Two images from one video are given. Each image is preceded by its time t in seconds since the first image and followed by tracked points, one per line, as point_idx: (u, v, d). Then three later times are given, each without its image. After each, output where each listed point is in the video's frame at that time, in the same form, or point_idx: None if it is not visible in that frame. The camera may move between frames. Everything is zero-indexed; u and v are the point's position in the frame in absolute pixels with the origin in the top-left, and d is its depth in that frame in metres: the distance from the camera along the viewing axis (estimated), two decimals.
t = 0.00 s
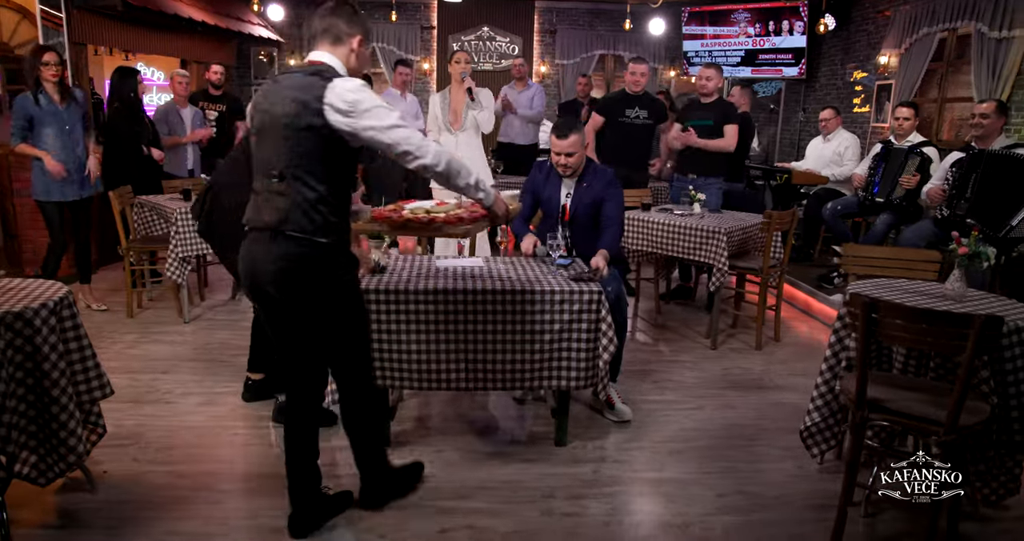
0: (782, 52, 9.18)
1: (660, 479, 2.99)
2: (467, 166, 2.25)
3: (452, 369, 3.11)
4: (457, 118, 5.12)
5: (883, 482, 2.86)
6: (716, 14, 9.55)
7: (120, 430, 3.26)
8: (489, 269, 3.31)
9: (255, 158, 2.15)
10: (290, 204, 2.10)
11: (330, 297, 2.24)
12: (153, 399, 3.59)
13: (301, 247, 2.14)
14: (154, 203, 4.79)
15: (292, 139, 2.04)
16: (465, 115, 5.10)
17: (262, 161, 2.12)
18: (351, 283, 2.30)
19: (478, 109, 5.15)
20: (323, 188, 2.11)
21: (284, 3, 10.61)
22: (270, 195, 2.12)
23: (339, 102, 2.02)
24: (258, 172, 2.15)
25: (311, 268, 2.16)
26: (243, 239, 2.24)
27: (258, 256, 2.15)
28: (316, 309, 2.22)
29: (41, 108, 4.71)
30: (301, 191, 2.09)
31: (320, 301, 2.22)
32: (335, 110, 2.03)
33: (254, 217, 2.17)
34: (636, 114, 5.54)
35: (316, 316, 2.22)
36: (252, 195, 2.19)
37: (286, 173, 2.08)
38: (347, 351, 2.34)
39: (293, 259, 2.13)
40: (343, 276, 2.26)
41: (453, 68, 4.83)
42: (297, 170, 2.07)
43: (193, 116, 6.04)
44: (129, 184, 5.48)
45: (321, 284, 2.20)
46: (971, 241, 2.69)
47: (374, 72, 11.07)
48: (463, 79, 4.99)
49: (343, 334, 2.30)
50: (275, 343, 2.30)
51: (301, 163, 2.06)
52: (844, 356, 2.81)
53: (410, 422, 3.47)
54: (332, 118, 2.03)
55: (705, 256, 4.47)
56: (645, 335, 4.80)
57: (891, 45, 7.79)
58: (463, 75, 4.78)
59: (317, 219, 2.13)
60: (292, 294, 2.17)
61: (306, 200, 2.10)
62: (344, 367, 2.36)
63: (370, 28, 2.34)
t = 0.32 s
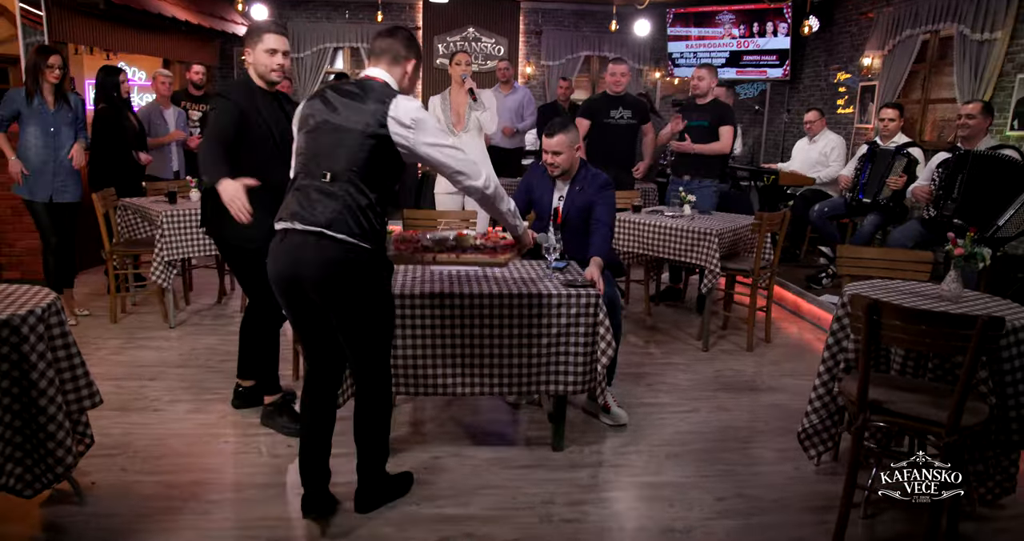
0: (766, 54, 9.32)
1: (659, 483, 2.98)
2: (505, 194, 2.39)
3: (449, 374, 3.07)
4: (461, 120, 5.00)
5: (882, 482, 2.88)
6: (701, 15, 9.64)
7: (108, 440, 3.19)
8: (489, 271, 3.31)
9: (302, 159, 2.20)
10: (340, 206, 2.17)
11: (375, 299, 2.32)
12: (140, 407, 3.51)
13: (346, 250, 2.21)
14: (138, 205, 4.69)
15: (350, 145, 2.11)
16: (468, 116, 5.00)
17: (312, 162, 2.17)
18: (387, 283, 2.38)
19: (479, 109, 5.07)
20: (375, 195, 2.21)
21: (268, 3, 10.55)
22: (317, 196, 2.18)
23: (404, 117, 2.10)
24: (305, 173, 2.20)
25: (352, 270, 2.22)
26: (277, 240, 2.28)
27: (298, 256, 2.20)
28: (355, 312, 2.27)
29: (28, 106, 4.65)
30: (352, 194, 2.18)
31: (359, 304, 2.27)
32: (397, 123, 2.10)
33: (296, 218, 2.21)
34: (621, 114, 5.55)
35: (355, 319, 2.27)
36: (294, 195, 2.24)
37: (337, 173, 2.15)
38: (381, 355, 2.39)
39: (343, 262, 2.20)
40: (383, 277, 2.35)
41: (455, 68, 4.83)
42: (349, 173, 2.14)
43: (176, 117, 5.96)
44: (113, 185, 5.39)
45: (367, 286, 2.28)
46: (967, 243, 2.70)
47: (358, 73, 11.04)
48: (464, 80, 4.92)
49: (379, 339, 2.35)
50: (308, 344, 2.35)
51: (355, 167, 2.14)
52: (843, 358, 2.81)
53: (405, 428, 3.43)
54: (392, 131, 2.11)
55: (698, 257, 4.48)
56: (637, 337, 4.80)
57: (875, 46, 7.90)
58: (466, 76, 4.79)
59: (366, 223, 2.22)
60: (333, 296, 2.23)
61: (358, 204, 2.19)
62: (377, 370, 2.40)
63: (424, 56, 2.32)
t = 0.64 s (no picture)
0: (746, 72, 9.53)
1: (655, 503, 2.95)
2: (514, 228, 2.48)
3: (442, 394, 3.02)
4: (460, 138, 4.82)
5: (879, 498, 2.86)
6: (681, 34, 9.78)
7: (88, 467, 3.09)
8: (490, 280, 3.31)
9: (326, 170, 2.22)
10: (361, 218, 2.17)
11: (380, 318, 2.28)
12: (122, 432, 3.42)
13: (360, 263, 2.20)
14: (117, 225, 4.61)
15: (379, 159, 2.16)
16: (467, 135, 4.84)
17: (336, 173, 2.19)
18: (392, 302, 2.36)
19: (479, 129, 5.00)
20: (396, 210, 2.23)
21: (249, 20, 10.52)
22: (337, 205, 2.18)
23: (430, 140, 2.20)
24: (326, 183, 2.21)
25: (360, 284, 2.19)
26: (285, 247, 2.24)
27: (308, 265, 2.16)
28: (356, 328, 2.24)
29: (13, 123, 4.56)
30: (374, 207, 2.19)
31: (361, 320, 2.23)
32: (423, 146, 2.20)
33: (312, 225, 2.19)
34: (591, 131, 5.57)
35: (355, 336, 2.24)
36: (311, 204, 2.22)
37: (361, 186, 2.17)
38: (379, 373, 2.35)
39: (355, 275, 2.17)
40: (390, 295, 2.33)
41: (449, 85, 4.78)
42: (372, 186, 2.17)
43: (156, 135, 5.94)
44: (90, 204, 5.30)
45: (374, 304, 2.25)
46: (957, 259, 2.73)
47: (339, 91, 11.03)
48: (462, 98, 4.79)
49: (379, 356, 2.31)
50: (299, 361, 2.28)
51: (380, 183, 2.18)
52: (837, 374, 2.82)
53: (396, 450, 3.37)
54: (417, 152, 2.19)
55: (686, 274, 4.49)
56: (624, 355, 4.78)
57: (852, 65, 8.08)
58: (461, 92, 4.75)
59: (385, 237, 2.23)
60: (336, 309, 2.20)
61: (379, 218, 2.20)
62: (376, 389, 2.35)
63: (444, 95, 2.41)
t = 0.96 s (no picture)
0: (728, 88, 9.66)
1: (654, 520, 2.92)
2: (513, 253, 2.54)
3: (438, 412, 2.97)
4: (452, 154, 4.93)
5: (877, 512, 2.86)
6: (664, 51, 9.88)
7: (71, 491, 3.00)
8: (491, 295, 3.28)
9: (339, 184, 2.18)
10: (376, 232, 2.14)
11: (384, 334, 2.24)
12: (105, 454, 3.32)
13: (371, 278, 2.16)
14: (100, 241, 4.52)
15: (396, 174, 2.16)
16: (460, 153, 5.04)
17: (349, 187, 2.16)
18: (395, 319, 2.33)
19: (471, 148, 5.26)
20: (412, 226, 2.21)
21: (232, 35, 10.46)
22: (350, 218, 2.14)
23: (444, 163, 2.25)
24: (339, 196, 2.17)
25: (368, 301, 2.15)
26: (292, 261, 2.19)
27: (320, 278, 2.12)
28: (360, 345, 2.19)
29: None
30: (388, 223, 2.16)
31: (365, 339, 2.19)
32: (438, 167, 2.24)
33: (325, 237, 2.14)
34: (566, 148, 5.57)
35: (360, 352, 2.20)
36: (323, 217, 2.18)
37: (376, 200, 2.15)
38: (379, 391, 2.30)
39: (365, 290, 2.13)
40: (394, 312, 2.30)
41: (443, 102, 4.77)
42: (386, 201, 2.15)
43: (140, 150, 5.86)
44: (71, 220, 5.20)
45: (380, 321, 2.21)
46: (951, 273, 2.75)
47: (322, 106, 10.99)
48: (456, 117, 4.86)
49: (380, 374, 2.27)
50: (299, 379, 2.23)
51: (395, 200, 2.16)
52: (835, 390, 2.82)
53: (389, 470, 3.31)
54: (431, 173, 2.23)
55: (676, 289, 4.49)
56: (614, 370, 4.76)
57: (833, 82, 8.23)
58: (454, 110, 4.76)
59: (397, 252, 2.20)
60: (340, 327, 2.15)
61: (394, 233, 2.17)
62: (375, 408, 2.30)
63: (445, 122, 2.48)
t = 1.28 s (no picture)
0: (715, 93, 9.71)
1: (655, 526, 2.90)
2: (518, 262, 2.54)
3: (439, 418, 2.94)
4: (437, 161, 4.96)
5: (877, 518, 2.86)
6: (652, 55, 9.93)
7: (61, 501, 2.93)
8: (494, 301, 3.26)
9: (350, 188, 2.15)
10: (390, 236, 2.12)
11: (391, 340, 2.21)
12: (95, 464, 3.25)
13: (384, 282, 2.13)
14: (88, 247, 4.43)
15: (409, 179, 2.14)
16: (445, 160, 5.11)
17: (363, 191, 2.13)
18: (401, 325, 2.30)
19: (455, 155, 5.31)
20: (425, 232, 2.20)
21: (218, 38, 10.37)
22: (363, 223, 2.11)
23: (455, 170, 2.24)
24: (351, 200, 2.14)
25: (380, 306, 2.11)
26: (301, 265, 2.15)
27: (333, 281, 2.08)
28: (369, 350, 2.16)
29: None
30: (401, 228, 2.14)
31: (373, 345, 2.15)
32: (450, 174, 2.23)
33: (338, 240, 2.11)
34: (554, 151, 5.56)
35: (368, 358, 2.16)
36: (335, 220, 2.15)
37: (390, 205, 2.12)
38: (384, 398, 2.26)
39: (376, 294, 2.10)
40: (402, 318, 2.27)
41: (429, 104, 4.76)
42: (399, 206, 2.13)
43: (126, 154, 5.79)
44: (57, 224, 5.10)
45: (389, 326, 2.18)
46: (950, 278, 2.77)
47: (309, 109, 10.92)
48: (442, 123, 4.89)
49: (386, 381, 2.23)
50: (303, 386, 2.18)
51: (407, 207, 2.14)
52: (835, 395, 2.83)
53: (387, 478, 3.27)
54: (443, 180, 2.22)
55: (669, 294, 4.49)
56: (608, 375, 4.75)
57: (822, 87, 8.31)
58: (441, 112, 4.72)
59: (408, 257, 2.17)
60: (350, 332, 2.11)
61: (406, 239, 2.15)
62: (379, 416, 2.26)
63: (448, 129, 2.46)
